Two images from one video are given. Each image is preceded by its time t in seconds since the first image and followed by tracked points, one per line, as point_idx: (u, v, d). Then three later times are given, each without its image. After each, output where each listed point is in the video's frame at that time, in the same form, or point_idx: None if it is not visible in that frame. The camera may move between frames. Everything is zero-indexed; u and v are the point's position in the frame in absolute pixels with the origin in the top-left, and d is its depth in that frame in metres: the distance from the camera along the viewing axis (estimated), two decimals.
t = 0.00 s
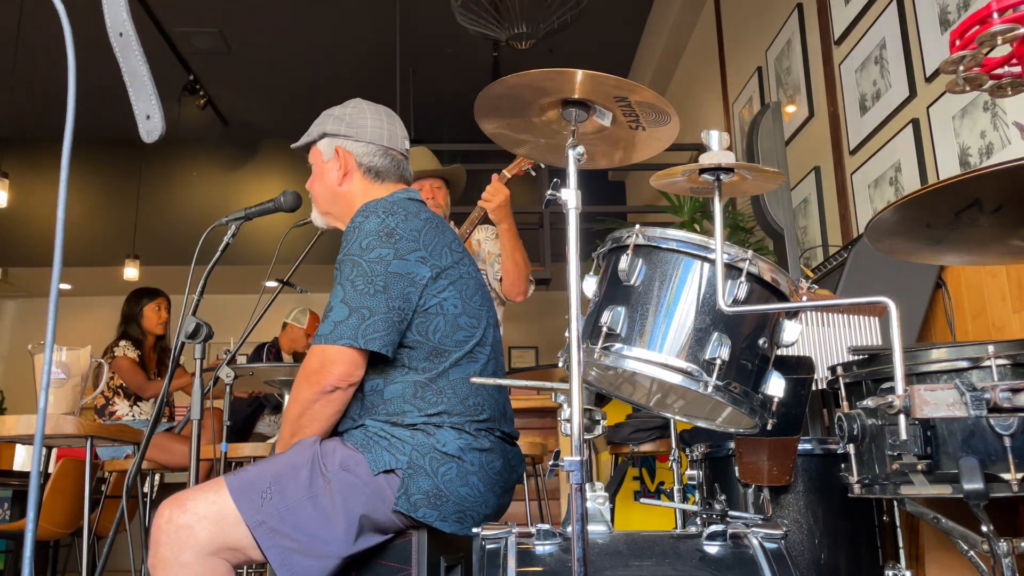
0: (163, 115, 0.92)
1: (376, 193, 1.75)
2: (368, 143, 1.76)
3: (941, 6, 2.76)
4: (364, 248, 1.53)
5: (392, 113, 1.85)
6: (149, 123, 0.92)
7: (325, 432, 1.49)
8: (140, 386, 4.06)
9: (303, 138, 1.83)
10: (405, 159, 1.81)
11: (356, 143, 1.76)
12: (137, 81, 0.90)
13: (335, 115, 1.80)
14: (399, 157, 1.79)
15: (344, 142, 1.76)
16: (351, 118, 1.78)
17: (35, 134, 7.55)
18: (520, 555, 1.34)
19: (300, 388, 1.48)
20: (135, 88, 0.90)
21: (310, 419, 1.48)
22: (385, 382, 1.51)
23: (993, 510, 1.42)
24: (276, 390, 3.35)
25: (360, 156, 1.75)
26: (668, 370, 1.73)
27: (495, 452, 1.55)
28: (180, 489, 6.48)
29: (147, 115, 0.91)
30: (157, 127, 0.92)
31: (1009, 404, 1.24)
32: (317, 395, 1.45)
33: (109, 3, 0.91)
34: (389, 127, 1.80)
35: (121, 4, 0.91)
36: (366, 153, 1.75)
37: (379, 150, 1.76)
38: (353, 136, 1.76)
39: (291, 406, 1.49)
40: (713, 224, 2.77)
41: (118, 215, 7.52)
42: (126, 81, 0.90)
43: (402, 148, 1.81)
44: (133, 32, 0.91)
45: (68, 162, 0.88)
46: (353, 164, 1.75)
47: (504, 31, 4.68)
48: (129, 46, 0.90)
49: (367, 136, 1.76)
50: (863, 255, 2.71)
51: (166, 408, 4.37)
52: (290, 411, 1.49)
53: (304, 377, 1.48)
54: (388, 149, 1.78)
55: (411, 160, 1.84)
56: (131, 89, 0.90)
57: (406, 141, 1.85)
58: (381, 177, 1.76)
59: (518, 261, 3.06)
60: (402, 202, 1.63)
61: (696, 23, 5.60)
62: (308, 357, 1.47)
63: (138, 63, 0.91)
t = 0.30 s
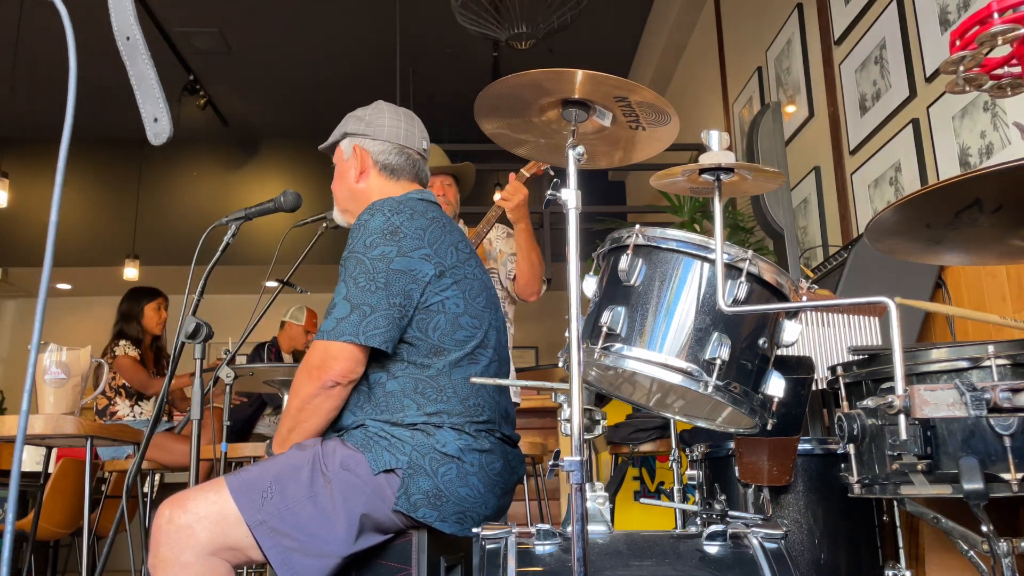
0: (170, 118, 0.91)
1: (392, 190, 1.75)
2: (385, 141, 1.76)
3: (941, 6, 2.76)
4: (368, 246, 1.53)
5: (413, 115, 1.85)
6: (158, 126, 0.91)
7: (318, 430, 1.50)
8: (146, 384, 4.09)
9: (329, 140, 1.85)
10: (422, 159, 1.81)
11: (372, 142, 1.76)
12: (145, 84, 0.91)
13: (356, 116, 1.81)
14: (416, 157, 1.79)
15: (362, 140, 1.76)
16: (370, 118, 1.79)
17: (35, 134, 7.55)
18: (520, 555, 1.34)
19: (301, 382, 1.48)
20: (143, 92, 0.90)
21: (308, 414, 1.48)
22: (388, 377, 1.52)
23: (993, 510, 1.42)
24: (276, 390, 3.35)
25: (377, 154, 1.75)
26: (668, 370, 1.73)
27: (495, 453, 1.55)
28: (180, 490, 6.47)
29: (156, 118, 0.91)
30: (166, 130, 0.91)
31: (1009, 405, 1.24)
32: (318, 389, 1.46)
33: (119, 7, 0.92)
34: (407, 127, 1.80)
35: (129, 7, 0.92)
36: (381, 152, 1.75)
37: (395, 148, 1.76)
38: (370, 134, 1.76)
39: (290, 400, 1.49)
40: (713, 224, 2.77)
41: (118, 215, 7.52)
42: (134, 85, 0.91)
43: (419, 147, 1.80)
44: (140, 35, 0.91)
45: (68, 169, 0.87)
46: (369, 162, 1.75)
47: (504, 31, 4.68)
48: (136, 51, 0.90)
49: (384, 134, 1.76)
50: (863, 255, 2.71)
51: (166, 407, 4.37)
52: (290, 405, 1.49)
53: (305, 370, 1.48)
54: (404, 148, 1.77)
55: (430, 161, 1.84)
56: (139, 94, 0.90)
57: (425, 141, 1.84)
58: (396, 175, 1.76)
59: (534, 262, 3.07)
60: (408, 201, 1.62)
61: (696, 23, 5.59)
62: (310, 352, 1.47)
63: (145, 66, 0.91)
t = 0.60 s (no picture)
0: (168, 134, 0.86)
1: (399, 192, 1.75)
2: (391, 142, 1.76)
3: (941, 6, 2.76)
4: (367, 247, 1.54)
5: (417, 116, 1.85)
6: (153, 141, 0.86)
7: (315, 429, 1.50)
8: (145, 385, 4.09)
9: (335, 144, 1.85)
10: (428, 158, 1.81)
11: (378, 143, 1.76)
12: (140, 99, 0.85)
13: (361, 119, 1.81)
14: (422, 157, 1.79)
15: (368, 143, 1.77)
16: (375, 120, 1.79)
17: (35, 134, 7.55)
18: (520, 555, 1.34)
19: (298, 382, 1.49)
20: (137, 107, 0.85)
21: (305, 413, 1.48)
22: (388, 378, 1.52)
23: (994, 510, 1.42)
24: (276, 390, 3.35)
25: (383, 155, 1.75)
26: (668, 370, 1.73)
27: (495, 454, 1.54)
28: (181, 490, 6.47)
29: (151, 133, 0.86)
30: (162, 145, 0.86)
31: (1009, 404, 1.24)
32: (313, 389, 1.47)
33: (107, 11, 0.84)
34: (412, 127, 1.80)
35: (119, 13, 0.85)
36: (387, 153, 1.75)
37: (401, 149, 1.76)
38: (376, 136, 1.76)
39: (286, 400, 1.50)
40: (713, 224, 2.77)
41: (118, 215, 7.51)
42: (128, 100, 0.85)
43: (424, 147, 1.80)
44: (134, 47, 0.85)
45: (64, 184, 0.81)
46: (376, 164, 1.75)
47: (504, 31, 4.68)
48: (130, 65, 0.84)
49: (389, 135, 1.76)
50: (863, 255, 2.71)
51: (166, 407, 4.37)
52: (286, 404, 1.50)
53: (301, 371, 1.49)
54: (410, 148, 1.77)
55: (436, 160, 1.84)
56: (134, 109, 0.85)
57: (431, 141, 1.84)
58: (402, 175, 1.76)
59: (541, 264, 3.07)
60: (409, 203, 1.62)
61: (696, 23, 5.59)
62: (306, 352, 1.48)
63: (139, 80, 0.85)
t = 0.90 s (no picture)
0: (140, 141, 0.83)
1: (394, 190, 1.75)
2: (383, 141, 1.76)
3: (941, 6, 2.76)
4: (370, 247, 1.53)
5: (406, 113, 1.85)
6: (125, 150, 0.84)
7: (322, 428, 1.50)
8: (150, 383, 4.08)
9: (327, 148, 1.85)
10: (421, 154, 1.80)
11: (371, 143, 1.76)
12: (115, 106, 0.83)
13: (351, 121, 1.81)
14: (415, 153, 1.78)
15: (360, 144, 1.77)
16: (365, 121, 1.79)
17: (35, 134, 7.55)
18: (520, 555, 1.34)
19: (304, 382, 1.48)
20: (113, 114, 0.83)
21: (313, 414, 1.48)
22: (390, 379, 1.52)
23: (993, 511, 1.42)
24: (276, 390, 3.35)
25: (376, 154, 1.75)
26: (668, 370, 1.73)
27: (495, 455, 1.54)
28: (181, 490, 6.47)
29: (124, 142, 0.84)
30: (134, 156, 0.84)
31: (1009, 404, 1.24)
32: (322, 391, 1.46)
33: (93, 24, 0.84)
34: (403, 124, 1.79)
35: (103, 26, 0.84)
36: (381, 152, 1.75)
37: (395, 147, 1.76)
38: (367, 136, 1.76)
39: (292, 400, 1.50)
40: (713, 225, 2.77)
41: (118, 215, 7.51)
42: (104, 107, 0.83)
43: (417, 143, 1.80)
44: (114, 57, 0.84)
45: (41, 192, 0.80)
46: (370, 164, 1.76)
47: (504, 31, 4.69)
48: (108, 73, 0.83)
49: (381, 135, 1.76)
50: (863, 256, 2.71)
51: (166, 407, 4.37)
52: (293, 405, 1.50)
53: (309, 372, 1.48)
54: (402, 145, 1.77)
55: (429, 156, 1.83)
56: (108, 116, 0.83)
57: (423, 136, 1.84)
58: (397, 173, 1.76)
59: (549, 265, 3.09)
60: (410, 203, 1.62)
61: (696, 23, 5.59)
62: (313, 354, 1.47)
63: (116, 88, 0.83)
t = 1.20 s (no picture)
0: (138, 121, 0.86)
1: (377, 190, 1.75)
2: (362, 142, 1.76)
3: (941, 6, 2.76)
4: (370, 247, 1.53)
5: (385, 112, 1.85)
6: (124, 132, 0.86)
7: (329, 433, 1.49)
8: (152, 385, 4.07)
9: (308, 151, 1.86)
10: (403, 152, 1.80)
11: (350, 145, 1.76)
12: (114, 85, 0.86)
13: (329, 123, 1.81)
14: (396, 151, 1.78)
15: (340, 146, 1.77)
16: (343, 122, 1.79)
17: (35, 134, 7.55)
18: (520, 555, 1.34)
19: (309, 386, 1.47)
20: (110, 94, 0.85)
21: (318, 418, 1.47)
22: (390, 380, 1.52)
23: (993, 511, 1.42)
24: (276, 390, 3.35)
25: (356, 156, 1.75)
26: (668, 370, 1.73)
27: (495, 453, 1.54)
28: (181, 490, 6.47)
29: (122, 124, 0.86)
30: (133, 137, 0.86)
31: (1009, 404, 1.24)
32: (326, 395, 1.45)
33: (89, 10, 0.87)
34: (382, 123, 1.79)
35: (101, 13, 0.87)
36: (361, 153, 1.75)
37: (375, 147, 1.76)
38: (347, 138, 1.77)
39: (298, 405, 1.49)
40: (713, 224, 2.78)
41: (118, 214, 7.51)
42: (101, 88, 0.86)
43: (396, 141, 1.79)
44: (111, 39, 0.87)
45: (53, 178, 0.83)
46: (351, 166, 1.76)
47: (504, 31, 4.69)
48: (106, 54, 0.86)
49: (360, 136, 1.76)
50: (862, 256, 2.70)
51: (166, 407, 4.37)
52: (299, 409, 1.49)
53: (312, 375, 1.48)
54: (382, 145, 1.77)
55: (411, 153, 1.83)
56: (106, 100, 0.85)
57: (403, 134, 1.83)
58: (378, 174, 1.75)
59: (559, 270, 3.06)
60: (406, 202, 1.63)
61: (696, 23, 5.59)
62: (317, 355, 1.46)
63: (114, 70, 0.86)
